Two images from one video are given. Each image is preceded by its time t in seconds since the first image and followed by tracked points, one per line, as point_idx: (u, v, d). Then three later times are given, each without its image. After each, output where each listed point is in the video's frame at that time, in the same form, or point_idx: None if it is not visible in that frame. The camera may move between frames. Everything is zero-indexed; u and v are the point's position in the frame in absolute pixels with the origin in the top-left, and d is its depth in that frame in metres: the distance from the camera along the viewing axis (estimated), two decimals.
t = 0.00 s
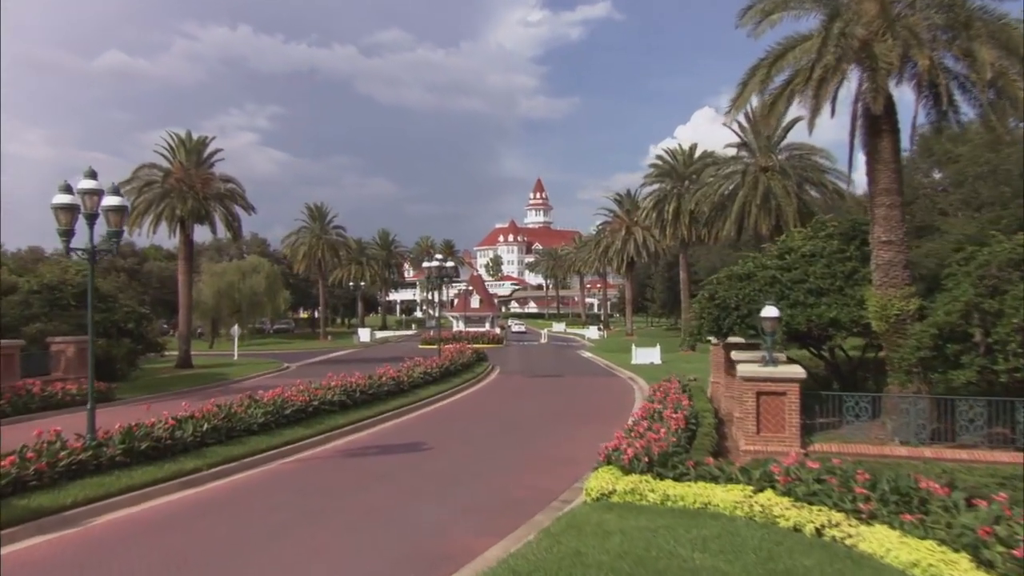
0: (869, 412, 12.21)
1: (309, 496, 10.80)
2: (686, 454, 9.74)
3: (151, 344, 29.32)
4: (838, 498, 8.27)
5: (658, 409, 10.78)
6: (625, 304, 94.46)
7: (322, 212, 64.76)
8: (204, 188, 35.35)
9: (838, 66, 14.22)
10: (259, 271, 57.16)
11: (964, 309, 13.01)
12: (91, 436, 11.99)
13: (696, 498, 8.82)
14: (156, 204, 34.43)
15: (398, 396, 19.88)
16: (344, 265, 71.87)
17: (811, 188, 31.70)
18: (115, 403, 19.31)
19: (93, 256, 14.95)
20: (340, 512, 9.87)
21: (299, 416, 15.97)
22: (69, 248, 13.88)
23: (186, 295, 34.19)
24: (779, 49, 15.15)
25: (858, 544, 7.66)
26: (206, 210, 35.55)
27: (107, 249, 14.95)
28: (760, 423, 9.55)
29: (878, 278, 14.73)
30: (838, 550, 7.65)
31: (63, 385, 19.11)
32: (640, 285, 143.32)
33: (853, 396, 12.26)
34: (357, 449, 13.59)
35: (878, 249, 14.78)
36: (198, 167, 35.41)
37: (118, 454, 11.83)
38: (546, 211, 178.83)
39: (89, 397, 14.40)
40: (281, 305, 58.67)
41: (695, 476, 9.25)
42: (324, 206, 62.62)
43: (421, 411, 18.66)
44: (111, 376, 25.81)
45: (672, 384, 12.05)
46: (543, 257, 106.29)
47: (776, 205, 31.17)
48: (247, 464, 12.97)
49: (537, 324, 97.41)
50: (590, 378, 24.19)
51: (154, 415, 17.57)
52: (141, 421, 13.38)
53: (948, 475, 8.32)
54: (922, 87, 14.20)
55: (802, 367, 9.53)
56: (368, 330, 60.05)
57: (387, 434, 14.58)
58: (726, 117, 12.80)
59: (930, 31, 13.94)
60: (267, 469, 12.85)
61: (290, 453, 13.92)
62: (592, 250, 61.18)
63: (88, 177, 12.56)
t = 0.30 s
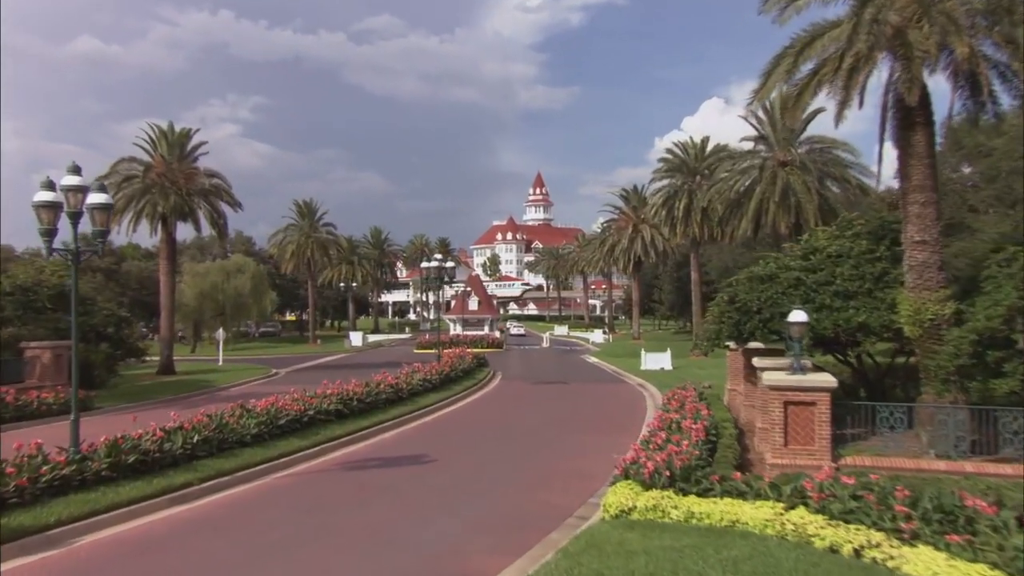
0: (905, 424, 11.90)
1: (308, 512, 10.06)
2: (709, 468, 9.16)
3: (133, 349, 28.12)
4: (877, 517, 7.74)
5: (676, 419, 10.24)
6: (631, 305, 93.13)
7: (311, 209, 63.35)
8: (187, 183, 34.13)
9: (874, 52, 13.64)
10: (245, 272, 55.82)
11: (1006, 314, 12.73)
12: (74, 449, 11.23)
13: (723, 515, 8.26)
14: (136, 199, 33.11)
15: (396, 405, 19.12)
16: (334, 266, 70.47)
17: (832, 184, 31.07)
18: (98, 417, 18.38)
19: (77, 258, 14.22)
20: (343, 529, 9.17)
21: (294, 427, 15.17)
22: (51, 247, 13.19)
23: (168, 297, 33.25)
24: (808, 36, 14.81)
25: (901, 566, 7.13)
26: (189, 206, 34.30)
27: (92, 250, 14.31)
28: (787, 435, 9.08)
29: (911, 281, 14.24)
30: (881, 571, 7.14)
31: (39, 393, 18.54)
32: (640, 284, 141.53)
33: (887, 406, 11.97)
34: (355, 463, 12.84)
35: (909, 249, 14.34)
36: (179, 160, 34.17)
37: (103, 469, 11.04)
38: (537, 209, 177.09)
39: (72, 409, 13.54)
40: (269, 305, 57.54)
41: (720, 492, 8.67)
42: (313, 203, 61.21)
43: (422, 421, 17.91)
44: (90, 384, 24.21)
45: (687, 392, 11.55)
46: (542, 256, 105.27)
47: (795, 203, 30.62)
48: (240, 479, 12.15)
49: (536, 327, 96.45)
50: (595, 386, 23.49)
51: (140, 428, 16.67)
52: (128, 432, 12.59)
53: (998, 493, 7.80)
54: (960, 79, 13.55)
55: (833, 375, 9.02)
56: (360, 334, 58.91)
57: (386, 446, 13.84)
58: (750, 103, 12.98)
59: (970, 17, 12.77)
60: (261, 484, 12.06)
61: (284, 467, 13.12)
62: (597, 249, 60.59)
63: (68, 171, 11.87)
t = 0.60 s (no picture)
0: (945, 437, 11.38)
1: (310, 529, 9.37)
2: (736, 483, 8.58)
3: (113, 355, 27.07)
4: (922, 538, 7.20)
5: (696, 431, 9.74)
6: (637, 304, 92.02)
7: (302, 205, 62.09)
8: (170, 177, 32.95)
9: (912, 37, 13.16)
10: (231, 272, 54.85)
11: None
12: (58, 463, 10.52)
13: (755, 534, 7.66)
14: (116, 193, 31.88)
15: (398, 414, 18.34)
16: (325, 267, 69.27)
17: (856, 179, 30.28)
18: (80, 429, 17.37)
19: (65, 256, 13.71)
20: (349, 547, 8.49)
21: (290, 438, 14.35)
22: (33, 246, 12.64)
23: (150, 299, 32.13)
24: (839, 23, 14.24)
25: None
26: (173, 201, 33.08)
27: (81, 250, 13.84)
28: (819, 448, 8.57)
29: (948, 283, 13.71)
30: None
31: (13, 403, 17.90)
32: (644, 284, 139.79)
33: (927, 418, 11.40)
34: (356, 476, 12.14)
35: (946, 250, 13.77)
36: (162, 153, 32.97)
37: (90, 485, 10.30)
38: (534, 205, 176.15)
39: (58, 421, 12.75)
40: (253, 306, 56.71)
41: (750, 509, 8.09)
42: (304, 199, 59.93)
43: (424, 431, 17.15)
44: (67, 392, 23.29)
45: (709, 403, 11.12)
46: (545, 255, 104.53)
47: (819, 199, 29.59)
48: (235, 494, 11.39)
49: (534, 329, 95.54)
50: (603, 393, 22.80)
51: (127, 441, 15.73)
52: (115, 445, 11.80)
53: None
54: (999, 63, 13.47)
55: (868, 386, 8.55)
56: (352, 338, 57.90)
57: (388, 458, 13.15)
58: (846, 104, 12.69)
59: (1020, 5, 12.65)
60: (259, 499, 11.33)
61: (282, 480, 12.37)
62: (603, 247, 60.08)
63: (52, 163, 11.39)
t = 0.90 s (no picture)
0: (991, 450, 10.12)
1: (308, 547, 8.70)
2: (764, 499, 8.01)
3: (88, 362, 26.07)
4: (970, 558, 6.68)
5: (718, 443, 9.34)
6: (643, 304, 91.41)
7: (287, 201, 60.82)
8: (150, 171, 31.81)
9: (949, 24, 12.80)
10: (213, 272, 53.21)
11: None
12: (38, 478, 9.79)
13: (787, 555, 7.04)
14: (93, 188, 30.75)
15: (397, 424, 17.57)
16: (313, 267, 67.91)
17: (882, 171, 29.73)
18: (56, 444, 16.38)
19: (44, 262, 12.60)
20: (353, 568, 7.84)
21: (283, 451, 13.52)
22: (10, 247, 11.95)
23: (128, 301, 30.96)
24: (872, 9, 13.86)
25: None
26: (153, 195, 31.92)
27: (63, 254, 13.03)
28: (852, 462, 8.11)
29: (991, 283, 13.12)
30: None
31: None
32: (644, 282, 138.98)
33: (969, 430, 10.15)
34: (354, 491, 11.46)
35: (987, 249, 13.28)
36: (140, 146, 31.84)
37: (72, 501, 9.59)
38: (530, 199, 175.14)
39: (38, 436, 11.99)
40: (236, 310, 55.28)
41: (781, 528, 7.50)
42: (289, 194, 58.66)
43: (424, 442, 16.41)
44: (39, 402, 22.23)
45: (727, 413, 11.05)
46: (546, 254, 103.87)
47: (843, 194, 29.04)
48: (226, 511, 10.63)
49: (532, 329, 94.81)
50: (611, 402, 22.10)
51: (110, 456, 14.92)
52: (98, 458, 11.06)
53: None
54: None
55: (903, 394, 8.10)
56: (341, 342, 56.80)
57: (390, 472, 12.48)
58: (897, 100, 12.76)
59: None
60: (254, 515, 10.61)
61: (278, 495, 11.64)
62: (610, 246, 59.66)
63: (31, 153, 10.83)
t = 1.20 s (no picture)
0: None
1: (302, 568, 7.98)
2: (790, 518, 7.45)
3: (56, 368, 24.95)
4: None
5: (737, 457, 8.91)
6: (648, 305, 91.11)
7: (268, 196, 59.50)
8: (122, 164, 30.56)
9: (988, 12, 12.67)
10: (188, 274, 51.90)
11: None
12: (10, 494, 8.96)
13: None
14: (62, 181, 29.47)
15: (389, 435, 16.77)
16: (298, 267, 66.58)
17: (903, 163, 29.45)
18: (25, 459, 15.34)
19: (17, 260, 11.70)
20: None
21: (271, 464, 12.70)
22: None
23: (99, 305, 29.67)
24: None
25: None
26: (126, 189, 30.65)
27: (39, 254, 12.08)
28: (884, 477, 7.90)
29: None
30: None
31: None
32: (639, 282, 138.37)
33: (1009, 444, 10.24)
34: (349, 508, 10.71)
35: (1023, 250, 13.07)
36: (113, 138, 30.58)
37: (48, 519, 8.79)
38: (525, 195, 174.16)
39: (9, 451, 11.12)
40: (214, 314, 54.19)
41: (810, 548, 6.90)
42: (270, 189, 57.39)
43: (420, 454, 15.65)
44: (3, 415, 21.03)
45: (745, 424, 10.75)
46: (543, 252, 103.35)
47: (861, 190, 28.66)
48: (213, 529, 9.84)
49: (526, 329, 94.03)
50: (616, 411, 21.43)
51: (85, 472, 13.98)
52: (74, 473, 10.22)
53: None
54: None
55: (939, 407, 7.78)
56: (327, 348, 55.62)
57: (387, 487, 11.73)
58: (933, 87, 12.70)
59: None
60: (244, 533, 9.84)
61: (268, 512, 10.86)
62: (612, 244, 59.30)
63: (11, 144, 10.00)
